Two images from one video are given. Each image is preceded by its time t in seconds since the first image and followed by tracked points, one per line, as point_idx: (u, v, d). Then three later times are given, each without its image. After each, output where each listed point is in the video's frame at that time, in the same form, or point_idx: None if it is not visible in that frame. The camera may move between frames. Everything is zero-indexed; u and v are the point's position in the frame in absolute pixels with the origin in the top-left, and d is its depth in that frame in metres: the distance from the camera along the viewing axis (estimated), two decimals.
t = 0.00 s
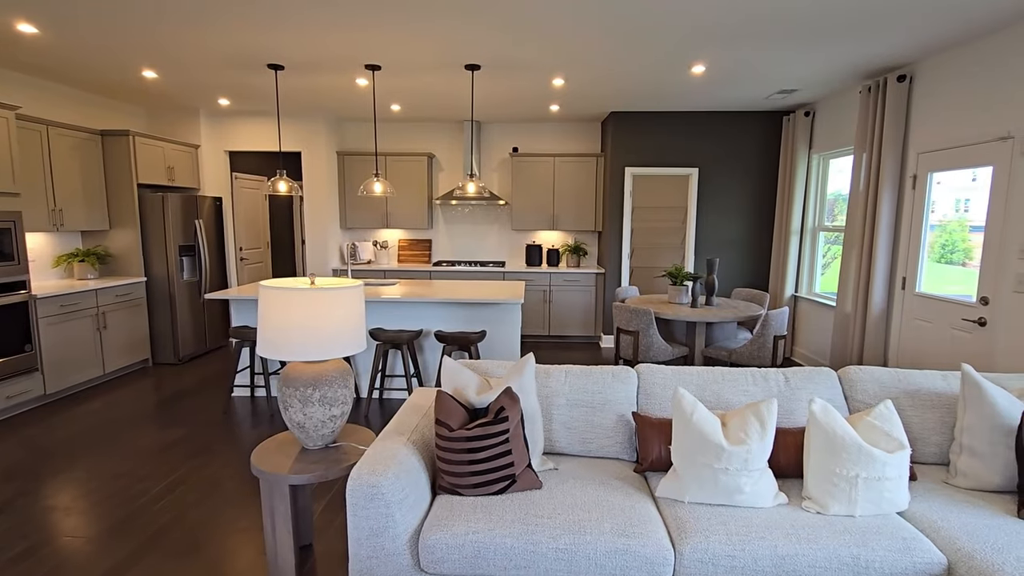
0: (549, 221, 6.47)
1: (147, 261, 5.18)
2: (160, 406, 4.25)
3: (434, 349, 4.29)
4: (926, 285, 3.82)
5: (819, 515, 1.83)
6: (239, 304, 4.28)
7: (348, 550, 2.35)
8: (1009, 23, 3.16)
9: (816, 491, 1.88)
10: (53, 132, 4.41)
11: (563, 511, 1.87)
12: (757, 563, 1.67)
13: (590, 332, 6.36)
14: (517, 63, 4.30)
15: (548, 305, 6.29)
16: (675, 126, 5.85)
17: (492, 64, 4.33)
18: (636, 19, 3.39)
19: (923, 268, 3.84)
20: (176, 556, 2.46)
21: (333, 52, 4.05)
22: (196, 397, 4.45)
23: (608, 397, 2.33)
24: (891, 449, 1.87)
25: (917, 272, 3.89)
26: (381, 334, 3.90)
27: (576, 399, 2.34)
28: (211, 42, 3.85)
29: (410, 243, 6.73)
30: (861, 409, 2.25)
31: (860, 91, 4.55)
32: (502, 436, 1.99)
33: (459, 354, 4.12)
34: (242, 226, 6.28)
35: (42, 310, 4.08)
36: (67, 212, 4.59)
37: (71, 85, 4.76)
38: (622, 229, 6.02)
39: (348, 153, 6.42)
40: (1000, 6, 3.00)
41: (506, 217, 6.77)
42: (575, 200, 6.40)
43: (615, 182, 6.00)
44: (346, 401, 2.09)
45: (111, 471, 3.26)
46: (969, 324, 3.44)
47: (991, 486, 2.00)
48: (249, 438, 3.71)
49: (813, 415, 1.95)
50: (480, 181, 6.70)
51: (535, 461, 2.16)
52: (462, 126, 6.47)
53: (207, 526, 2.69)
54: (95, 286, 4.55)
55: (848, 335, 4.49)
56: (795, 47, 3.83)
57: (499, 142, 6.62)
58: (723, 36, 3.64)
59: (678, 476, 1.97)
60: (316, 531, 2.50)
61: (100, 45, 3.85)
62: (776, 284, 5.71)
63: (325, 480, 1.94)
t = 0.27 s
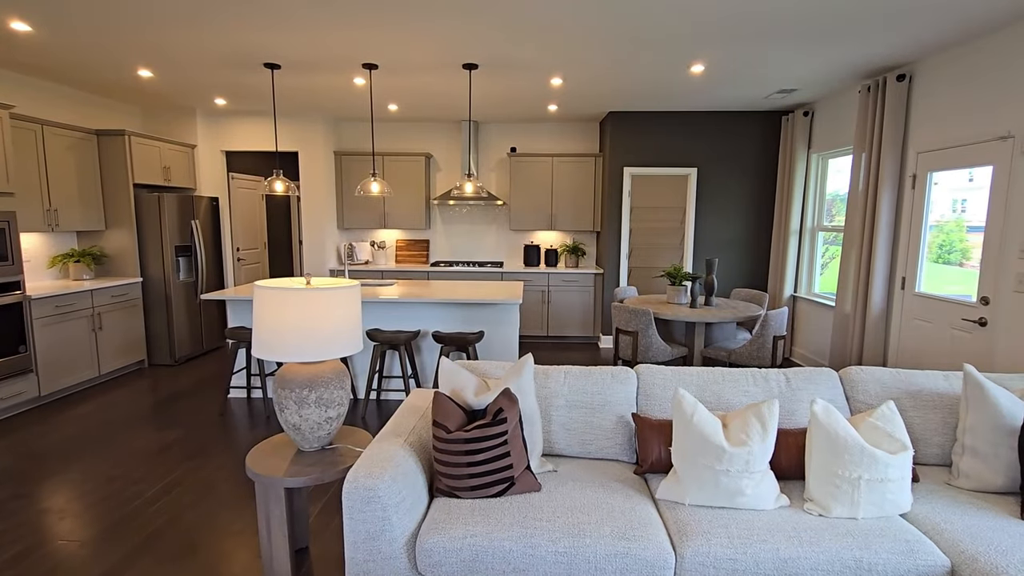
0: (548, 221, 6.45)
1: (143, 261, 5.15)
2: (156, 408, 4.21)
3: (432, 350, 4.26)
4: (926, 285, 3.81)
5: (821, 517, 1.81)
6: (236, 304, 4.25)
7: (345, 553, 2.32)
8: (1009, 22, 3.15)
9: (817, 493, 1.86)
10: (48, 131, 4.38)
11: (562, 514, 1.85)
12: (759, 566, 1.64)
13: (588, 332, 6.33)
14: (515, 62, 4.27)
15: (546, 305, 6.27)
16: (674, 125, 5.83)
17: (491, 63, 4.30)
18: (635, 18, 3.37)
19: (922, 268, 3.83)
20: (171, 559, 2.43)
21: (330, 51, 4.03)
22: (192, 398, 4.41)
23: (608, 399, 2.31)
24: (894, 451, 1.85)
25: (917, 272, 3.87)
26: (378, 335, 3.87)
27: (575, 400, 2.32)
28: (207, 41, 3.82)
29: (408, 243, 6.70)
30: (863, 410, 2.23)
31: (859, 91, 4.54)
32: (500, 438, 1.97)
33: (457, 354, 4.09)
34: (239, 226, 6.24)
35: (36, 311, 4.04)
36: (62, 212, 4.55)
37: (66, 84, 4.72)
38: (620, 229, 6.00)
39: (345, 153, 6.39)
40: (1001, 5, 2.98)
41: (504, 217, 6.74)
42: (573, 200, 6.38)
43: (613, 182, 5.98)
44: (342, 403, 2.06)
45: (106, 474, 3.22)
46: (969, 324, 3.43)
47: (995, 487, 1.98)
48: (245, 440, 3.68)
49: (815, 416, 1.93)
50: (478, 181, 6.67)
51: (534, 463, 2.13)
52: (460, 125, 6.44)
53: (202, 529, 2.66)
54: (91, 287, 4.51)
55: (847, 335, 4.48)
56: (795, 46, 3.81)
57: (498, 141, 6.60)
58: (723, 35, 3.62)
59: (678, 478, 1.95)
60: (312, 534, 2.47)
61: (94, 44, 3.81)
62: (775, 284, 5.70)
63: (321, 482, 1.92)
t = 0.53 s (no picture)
0: (548, 222, 6.43)
1: (142, 261, 5.13)
2: (155, 408, 4.19)
3: (432, 351, 4.24)
4: (927, 285, 3.79)
5: (824, 520, 1.80)
6: (235, 305, 4.23)
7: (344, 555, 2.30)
8: (1010, 22, 3.14)
9: (820, 495, 1.84)
10: (45, 131, 4.35)
11: (564, 517, 1.83)
12: (762, 569, 1.63)
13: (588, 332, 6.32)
14: (515, 62, 4.25)
15: (546, 305, 6.25)
16: (674, 126, 5.83)
17: (491, 63, 4.28)
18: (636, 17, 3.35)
19: (923, 268, 3.82)
20: (168, 562, 2.40)
21: (330, 51, 4.01)
22: (190, 399, 4.39)
23: (609, 400, 2.30)
24: (897, 453, 1.84)
25: (918, 273, 3.86)
26: (378, 336, 3.86)
27: (576, 401, 2.31)
28: (206, 41, 3.80)
29: (407, 243, 6.68)
30: (865, 411, 2.22)
31: (860, 91, 4.53)
32: (501, 439, 1.95)
33: (457, 355, 4.08)
34: (238, 226, 6.20)
35: (34, 311, 4.02)
36: (60, 212, 4.53)
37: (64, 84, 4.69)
38: (620, 229, 5.99)
39: (344, 153, 6.37)
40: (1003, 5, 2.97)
41: (504, 217, 6.72)
42: (573, 200, 6.37)
43: (613, 182, 5.97)
44: (342, 405, 2.05)
45: (104, 475, 3.20)
46: (971, 325, 3.41)
47: (999, 489, 1.97)
48: (244, 441, 3.66)
49: (818, 418, 1.91)
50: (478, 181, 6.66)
51: (535, 464, 2.12)
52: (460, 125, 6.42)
53: (200, 532, 2.64)
54: (88, 287, 4.48)
55: (848, 336, 4.47)
56: (797, 46, 3.80)
57: (497, 141, 6.58)
58: (724, 34, 3.60)
59: (681, 480, 1.93)
60: (312, 536, 2.45)
61: (92, 43, 3.79)
62: (775, 284, 5.69)
63: (320, 485, 1.90)
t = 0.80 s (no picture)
0: (548, 222, 6.41)
1: (140, 262, 5.10)
2: (153, 409, 4.16)
3: (432, 351, 4.22)
4: (929, 285, 3.77)
5: (830, 523, 1.77)
6: (233, 305, 4.20)
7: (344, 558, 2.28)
8: (1012, 21, 3.13)
9: (826, 498, 1.82)
10: (43, 130, 4.32)
11: (565, 519, 1.81)
12: (767, 574, 1.61)
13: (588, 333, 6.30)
14: (516, 61, 4.23)
15: (546, 306, 6.23)
16: (675, 125, 5.81)
17: (491, 62, 4.26)
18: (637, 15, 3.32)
19: (925, 269, 3.81)
20: (166, 565, 2.38)
21: (329, 50, 3.98)
22: (189, 400, 4.36)
23: (611, 401, 2.27)
24: (903, 455, 1.82)
25: (920, 273, 3.84)
26: (377, 336, 3.83)
27: (578, 402, 2.28)
28: (204, 40, 3.77)
29: (407, 243, 6.66)
30: (870, 413, 2.20)
31: (861, 90, 4.51)
32: (502, 441, 1.93)
33: (457, 356, 4.05)
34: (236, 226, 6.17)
35: (31, 312, 3.99)
36: (57, 212, 4.50)
37: (61, 83, 4.67)
38: (621, 229, 5.96)
39: (343, 153, 6.34)
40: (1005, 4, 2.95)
41: (504, 217, 6.70)
42: (573, 200, 6.34)
43: (613, 182, 5.95)
44: (340, 406, 2.02)
45: (101, 477, 3.18)
46: (975, 325, 3.39)
47: (1005, 492, 1.95)
48: (242, 443, 3.63)
49: (823, 419, 1.89)
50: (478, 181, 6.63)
51: (536, 467, 2.09)
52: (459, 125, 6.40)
53: (198, 534, 2.61)
54: (86, 287, 4.45)
55: (850, 336, 4.45)
56: (799, 45, 3.77)
57: (497, 141, 6.56)
58: (726, 33, 3.58)
59: (684, 482, 1.91)
60: (311, 539, 2.43)
61: (89, 42, 3.76)
62: (776, 284, 5.67)
63: (319, 488, 1.87)
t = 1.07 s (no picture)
0: (549, 221, 6.37)
1: (139, 261, 5.06)
2: (151, 410, 4.12)
3: (432, 351, 4.18)
4: (935, 284, 3.76)
5: (840, 526, 1.74)
6: (232, 305, 4.16)
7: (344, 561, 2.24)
8: (1012, 21, 3.11)
9: (836, 501, 1.78)
10: (39, 129, 4.27)
11: (570, 523, 1.77)
12: None
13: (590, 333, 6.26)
14: (517, 59, 4.18)
15: (547, 305, 6.19)
16: (677, 124, 5.77)
17: (492, 60, 4.21)
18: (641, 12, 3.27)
19: (931, 268, 3.77)
20: (163, 568, 2.34)
21: (329, 48, 3.95)
22: (187, 400, 4.32)
23: (615, 402, 2.24)
24: (915, 457, 1.78)
25: (925, 272, 3.81)
26: (378, 336, 3.79)
27: (582, 403, 2.24)
28: (202, 37, 3.73)
29: (407, 243, 6.62)
30: (879, 414, 2.16)
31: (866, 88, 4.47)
32: (505, 443, 1.89)
33: (457, 356, 4.01)
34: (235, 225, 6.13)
35: (27, 312, 3.94)
36: (55, 211, 4.46)
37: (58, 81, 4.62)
38: (622, 228, 5.93)
39: (343, 152, 6.30)
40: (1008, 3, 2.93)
41: (505, 217, 6.66)
42: (574, 199, 6.31)
43: (615, 181, 5.91)
44: (340, 407, 1.98)
45: (98, 479, 3.14)
46: (982, 325, 3.35)
47: (1018, 495, 1.91)
48: (241, 444, 3.59)
49: (832, 420, 1.86)
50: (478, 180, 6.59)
51: (540, 469, 2.06)
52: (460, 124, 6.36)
53: (196, 537, 2.57)
54: (83, 287, 4.41)
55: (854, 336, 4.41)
56: (804, 43, 3.73)
57: (498, 140, 6.52)
58: (731, 31, 3.54)
59: (691, 485, 1.87)
60: (310, 542, 2.39)
61: (87, 39, 3.72)
62: (779, 284, 5.63)
63: (319, 490, 1.83)
